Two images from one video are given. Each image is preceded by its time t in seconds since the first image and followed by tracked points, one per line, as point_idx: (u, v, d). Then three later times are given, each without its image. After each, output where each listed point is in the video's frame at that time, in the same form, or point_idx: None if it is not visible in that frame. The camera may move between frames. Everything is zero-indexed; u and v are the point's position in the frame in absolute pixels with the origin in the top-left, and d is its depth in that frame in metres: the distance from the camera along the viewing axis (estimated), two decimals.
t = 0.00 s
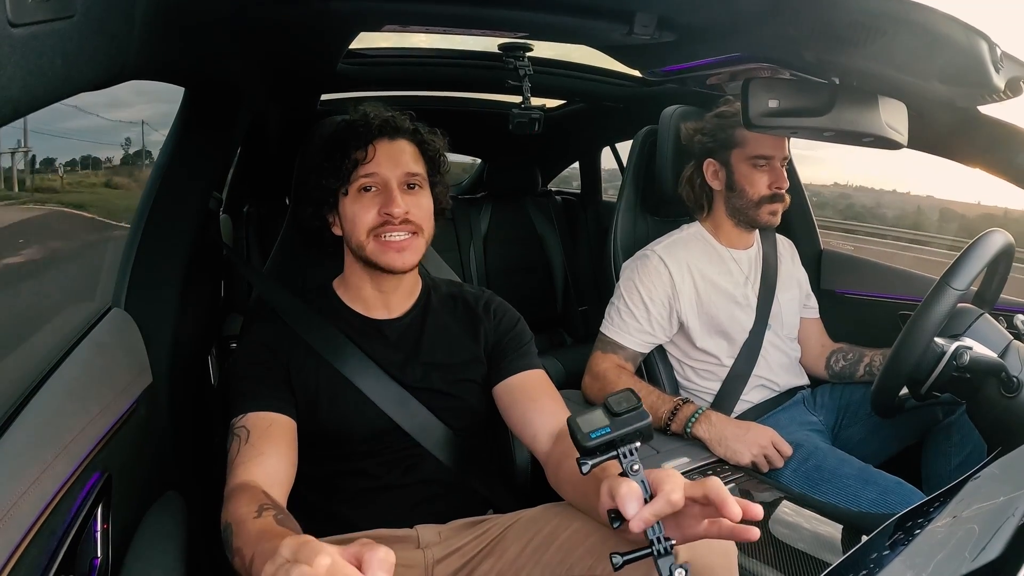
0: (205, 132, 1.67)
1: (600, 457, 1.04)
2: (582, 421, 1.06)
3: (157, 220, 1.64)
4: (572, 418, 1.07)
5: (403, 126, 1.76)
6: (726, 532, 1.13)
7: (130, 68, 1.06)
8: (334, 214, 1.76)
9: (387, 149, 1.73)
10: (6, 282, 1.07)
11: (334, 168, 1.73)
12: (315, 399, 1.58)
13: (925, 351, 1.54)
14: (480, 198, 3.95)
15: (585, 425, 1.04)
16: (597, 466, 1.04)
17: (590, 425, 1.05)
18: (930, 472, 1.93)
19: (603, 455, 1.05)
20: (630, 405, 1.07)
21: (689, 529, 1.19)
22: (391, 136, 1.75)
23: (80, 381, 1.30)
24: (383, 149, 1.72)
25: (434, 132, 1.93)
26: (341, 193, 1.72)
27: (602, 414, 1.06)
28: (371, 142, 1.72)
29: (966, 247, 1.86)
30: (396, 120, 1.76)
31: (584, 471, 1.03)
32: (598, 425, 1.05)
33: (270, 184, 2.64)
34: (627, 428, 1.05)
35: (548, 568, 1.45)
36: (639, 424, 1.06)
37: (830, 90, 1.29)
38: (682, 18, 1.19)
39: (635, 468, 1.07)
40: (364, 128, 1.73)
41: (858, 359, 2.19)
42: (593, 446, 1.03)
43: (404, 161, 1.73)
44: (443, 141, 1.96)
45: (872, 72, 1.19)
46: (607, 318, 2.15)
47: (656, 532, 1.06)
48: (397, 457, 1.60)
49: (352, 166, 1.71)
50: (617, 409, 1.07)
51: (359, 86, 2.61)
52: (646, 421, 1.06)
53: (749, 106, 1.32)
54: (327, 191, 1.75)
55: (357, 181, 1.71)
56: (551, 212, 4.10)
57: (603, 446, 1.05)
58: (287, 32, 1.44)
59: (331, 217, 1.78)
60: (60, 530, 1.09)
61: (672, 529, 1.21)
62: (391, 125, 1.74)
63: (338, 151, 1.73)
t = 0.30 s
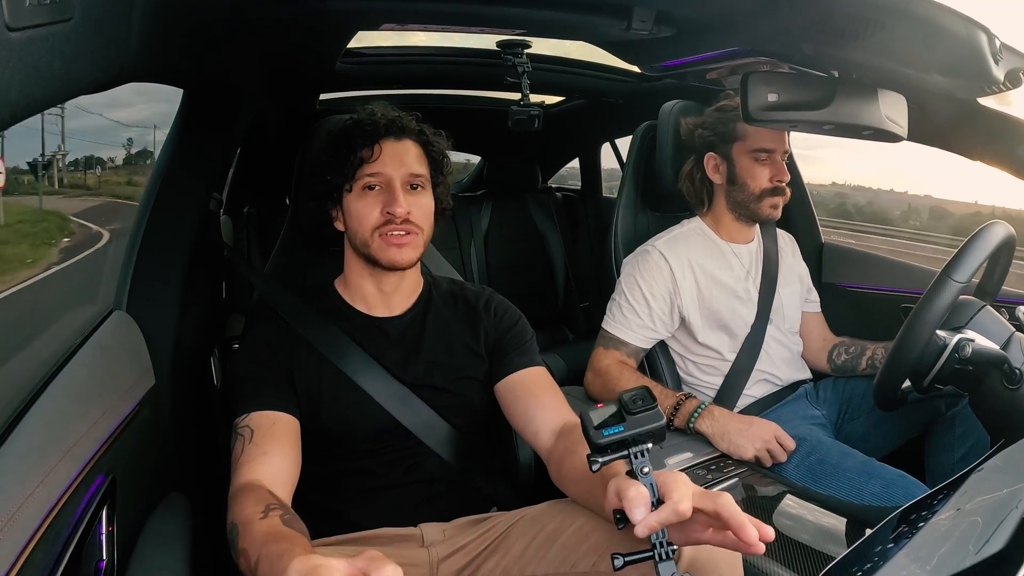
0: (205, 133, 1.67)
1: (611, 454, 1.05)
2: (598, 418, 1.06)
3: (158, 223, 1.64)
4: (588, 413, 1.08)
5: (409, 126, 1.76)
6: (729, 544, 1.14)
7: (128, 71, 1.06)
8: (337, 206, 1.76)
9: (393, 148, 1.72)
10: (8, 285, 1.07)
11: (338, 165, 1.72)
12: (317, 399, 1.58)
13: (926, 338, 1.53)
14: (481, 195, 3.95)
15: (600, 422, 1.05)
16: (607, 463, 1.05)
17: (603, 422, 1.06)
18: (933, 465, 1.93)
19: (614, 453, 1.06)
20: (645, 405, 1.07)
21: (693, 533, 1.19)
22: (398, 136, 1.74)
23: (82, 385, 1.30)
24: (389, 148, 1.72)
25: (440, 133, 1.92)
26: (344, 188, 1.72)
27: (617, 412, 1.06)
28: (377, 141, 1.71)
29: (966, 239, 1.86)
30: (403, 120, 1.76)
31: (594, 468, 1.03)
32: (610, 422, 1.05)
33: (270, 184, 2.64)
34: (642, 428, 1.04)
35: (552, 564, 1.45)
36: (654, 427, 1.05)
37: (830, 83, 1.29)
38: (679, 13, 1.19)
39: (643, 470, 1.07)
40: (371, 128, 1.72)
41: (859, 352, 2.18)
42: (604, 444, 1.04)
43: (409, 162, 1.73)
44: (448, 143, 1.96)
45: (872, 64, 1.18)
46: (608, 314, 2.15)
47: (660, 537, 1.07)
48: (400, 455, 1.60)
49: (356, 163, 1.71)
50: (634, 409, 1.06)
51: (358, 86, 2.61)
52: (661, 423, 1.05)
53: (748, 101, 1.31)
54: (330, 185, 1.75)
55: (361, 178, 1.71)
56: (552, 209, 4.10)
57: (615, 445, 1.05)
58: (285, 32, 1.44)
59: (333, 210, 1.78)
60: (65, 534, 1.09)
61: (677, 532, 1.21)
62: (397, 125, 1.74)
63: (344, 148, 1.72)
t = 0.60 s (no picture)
0: (204, 131, 1.67)
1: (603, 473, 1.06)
2: (584, 437, 1.08)
3: (157, 220, 1.64)
4: (577, 431, 1.10)
5: (401, 125, 1.76)
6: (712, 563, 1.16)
7: (128, 70, 1.07)
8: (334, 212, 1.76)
9: (385, 149, 1.72)
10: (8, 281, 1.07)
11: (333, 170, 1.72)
12: (316, 397, 1.58)
13: (929, 342, 1.53)
14: (481, 194, 3.95)
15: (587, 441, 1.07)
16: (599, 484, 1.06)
17: (591, 441, 1.07)
18: (932, 466, 1.93)
19: (606, 471, 1.07)
20: (632, 416, 1.07)
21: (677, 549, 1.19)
22: (389, 136, 1.75)
23: (81, 381, 1.30)
24: (382, 149, 1.72)
25: (432, 130, 1.92)
26: (339, 193, 1.72)
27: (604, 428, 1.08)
28: (369, 142, 1.72)
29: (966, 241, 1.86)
30: (394, 118, 1.76)
31: (586, 490, 1.05)
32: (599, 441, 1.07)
33: (270, 182, 2.64)
34: (628, 443, 1.05)
35: (550, 564, 1.45)
36: (639, 439, 1.05)
37: (830, 84, 1.28)
38: (680, 13, 1.19)
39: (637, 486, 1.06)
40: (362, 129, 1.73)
41: (858, 352, 2.19)
42: (593, 463, 1.05)
43: (403, 161, 1.73)
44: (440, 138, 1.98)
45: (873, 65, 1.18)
46: (607, 313, 2.15)
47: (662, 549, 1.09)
48: (399, 453, 1.61)
49: (350, 166, 1.71)
50: (618, 421, 1.07)
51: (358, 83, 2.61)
52: (647, 433, 1.05)
53: (749, 100, 1.30)
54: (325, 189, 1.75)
55: (355, 181, 1.71)
56: (552, 208, 4.10)
57: (605, 463, 1.06)
58: (285, 30, 1.44)
59: (329, 215, 1.78)
60: (62, 531, 1.09)
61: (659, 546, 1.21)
62: (388, 125, 1.74)
63: (336, 152, 1.72)
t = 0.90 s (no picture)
0: (205, 133, 1.67)
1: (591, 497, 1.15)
2: (582, 459, 1.16)
3: (157, 222, 1.64)
4: (573, 450, 1.17)
5: (392, 129, 1.75)
6: None
7: (130, 71, 1.07)
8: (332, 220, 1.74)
9: (380, 153, 1.70)
10: (7, 283, 1.07)
11: (330, 177, 1.71)
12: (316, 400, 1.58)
13: (927, 348, 1.53)
14: (481, 197, 3.95)
15: (581, 466, 1.15)
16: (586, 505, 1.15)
17: (587, 466, 1.15)
18: (931, 471, 1.93)
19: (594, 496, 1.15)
20: (631, 446, 1.14)
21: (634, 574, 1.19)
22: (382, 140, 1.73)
23: (81, 382, 1.30)
24: (377, 154, 1.70)
25: (423, 129, 1.93)
26: (337, 201, 1.69)
27: (601, 456, 1.15)
28: (364, 148, 1.70)
29: (965, 246, 1.86)
30: (384, 123, 1.75)
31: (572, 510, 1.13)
32: (593, 467, 1.15)
33: (270, 184, 2.64)
34: (621, 474, 1.13)
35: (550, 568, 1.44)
36: (634, 471, 1.13)
37: (830, 89, 1.28)
38: (681, 17, 1.19)
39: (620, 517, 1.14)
40: (356, 134, 1.71)
41: (858, 357, 2.19)
42: (583, 486, 1.14)
43: (399, 165, 1.71)
44: (431, 140, 1.97)
45: (873, 70, 1.18)
46: (607, 317, 2.15)
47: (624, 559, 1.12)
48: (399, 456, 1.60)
49: (346, 173, 1.69)
50: (617, 450, 1.14)
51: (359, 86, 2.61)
52: (643, 469, 1.12)
53: (749, 104, 1.32)
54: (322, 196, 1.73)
55: (351, 188, 1.68)
56: (552, 212, 4.10)
57: (595, 489, 1.15)
58: (286, 32, 1.44)
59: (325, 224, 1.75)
60: (61, 531, 1.09)
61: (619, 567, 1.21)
62: (381, 129, 1.72)
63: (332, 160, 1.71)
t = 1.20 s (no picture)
0: (205, 135, 1.67)
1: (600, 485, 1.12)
2: (591, 448, 1.13)
3: (158, 224, 1.64)
4: (581, 439, 1.14)
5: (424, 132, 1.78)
6: None
7: (131, 72, 1.07)
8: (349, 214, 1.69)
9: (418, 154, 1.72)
10: (7, 284, 1.07)
11: (370, 170, 1.67)
12: (316, 401, 1.58)
13: (926, 350, 1.53)
14: (481, 199, 3.95)
15: (591, 453, 1.12)
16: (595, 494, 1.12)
17: (597, 453, 1.13)
18: (932, 472, 1.93)
19: (604, 485, 1.13)
20: (641, 435, 1.13)
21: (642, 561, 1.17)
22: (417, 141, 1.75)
23: (81, 384, 1.30)
24: (419, 155, 1.72)
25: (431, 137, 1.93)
26: (371, 195, 1.67)
27: (611, 443, 1.13)
28: (407, 146, 1.70)
29: (966, 246, 1.86)
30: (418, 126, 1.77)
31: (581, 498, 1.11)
32: (604, 455, 1.12)
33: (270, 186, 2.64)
34: (632, 462, 1.12)
35: (550, 569, 1.44)
36: (644, 458, 1.12)
37: (829, 91, 1.28)
38: (681, 18, 1.19)
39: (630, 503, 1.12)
40: (398, 132, 1.71)
41: (858, 358, 2.19)
42: (593, 475, 1.11)
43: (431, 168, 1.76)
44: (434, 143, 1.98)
45: (873, 71, 1.18)
46: (607, 319, 2.15)
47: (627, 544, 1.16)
48: (399, 457, 1.60)
49: (387, 168, 1.67)
50: (626, 438, 1.13)
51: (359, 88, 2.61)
52: (653, 457, 1.12)
53: (749, 105, 1.32)
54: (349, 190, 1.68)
55: (390, 184, 1.67)
56: (551, 213, 4.10)
57: (605, 478, 1.12)
58: (286, 34, 1.44)
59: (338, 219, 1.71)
60: (61, 533, 1.09)
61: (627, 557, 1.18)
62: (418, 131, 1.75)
63: (373, 153, 1.68)
